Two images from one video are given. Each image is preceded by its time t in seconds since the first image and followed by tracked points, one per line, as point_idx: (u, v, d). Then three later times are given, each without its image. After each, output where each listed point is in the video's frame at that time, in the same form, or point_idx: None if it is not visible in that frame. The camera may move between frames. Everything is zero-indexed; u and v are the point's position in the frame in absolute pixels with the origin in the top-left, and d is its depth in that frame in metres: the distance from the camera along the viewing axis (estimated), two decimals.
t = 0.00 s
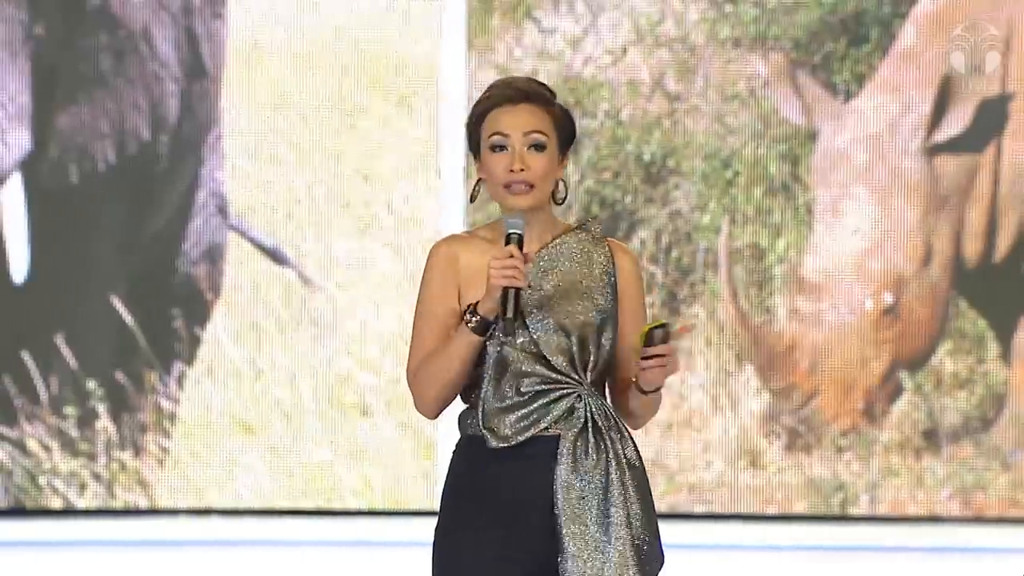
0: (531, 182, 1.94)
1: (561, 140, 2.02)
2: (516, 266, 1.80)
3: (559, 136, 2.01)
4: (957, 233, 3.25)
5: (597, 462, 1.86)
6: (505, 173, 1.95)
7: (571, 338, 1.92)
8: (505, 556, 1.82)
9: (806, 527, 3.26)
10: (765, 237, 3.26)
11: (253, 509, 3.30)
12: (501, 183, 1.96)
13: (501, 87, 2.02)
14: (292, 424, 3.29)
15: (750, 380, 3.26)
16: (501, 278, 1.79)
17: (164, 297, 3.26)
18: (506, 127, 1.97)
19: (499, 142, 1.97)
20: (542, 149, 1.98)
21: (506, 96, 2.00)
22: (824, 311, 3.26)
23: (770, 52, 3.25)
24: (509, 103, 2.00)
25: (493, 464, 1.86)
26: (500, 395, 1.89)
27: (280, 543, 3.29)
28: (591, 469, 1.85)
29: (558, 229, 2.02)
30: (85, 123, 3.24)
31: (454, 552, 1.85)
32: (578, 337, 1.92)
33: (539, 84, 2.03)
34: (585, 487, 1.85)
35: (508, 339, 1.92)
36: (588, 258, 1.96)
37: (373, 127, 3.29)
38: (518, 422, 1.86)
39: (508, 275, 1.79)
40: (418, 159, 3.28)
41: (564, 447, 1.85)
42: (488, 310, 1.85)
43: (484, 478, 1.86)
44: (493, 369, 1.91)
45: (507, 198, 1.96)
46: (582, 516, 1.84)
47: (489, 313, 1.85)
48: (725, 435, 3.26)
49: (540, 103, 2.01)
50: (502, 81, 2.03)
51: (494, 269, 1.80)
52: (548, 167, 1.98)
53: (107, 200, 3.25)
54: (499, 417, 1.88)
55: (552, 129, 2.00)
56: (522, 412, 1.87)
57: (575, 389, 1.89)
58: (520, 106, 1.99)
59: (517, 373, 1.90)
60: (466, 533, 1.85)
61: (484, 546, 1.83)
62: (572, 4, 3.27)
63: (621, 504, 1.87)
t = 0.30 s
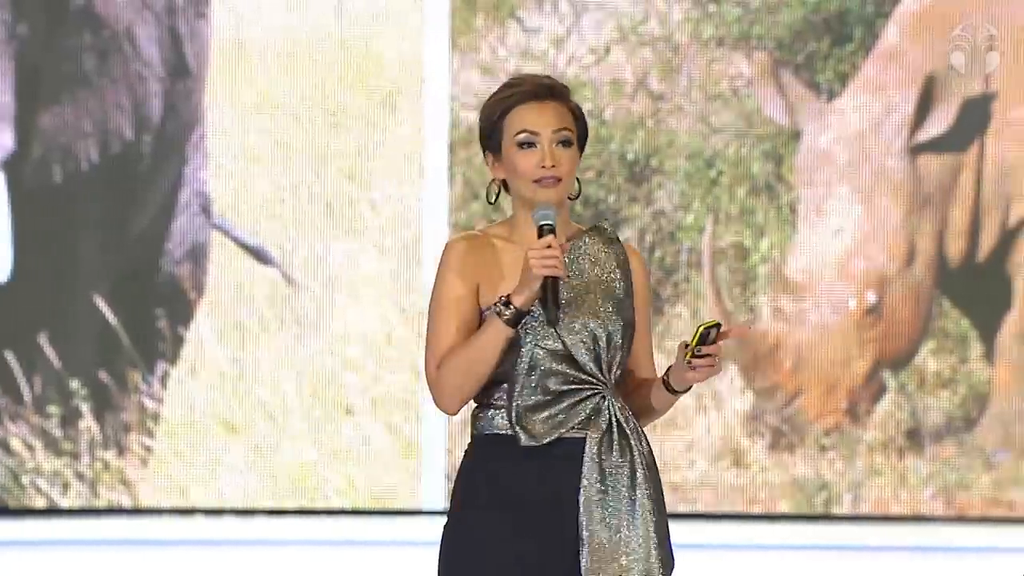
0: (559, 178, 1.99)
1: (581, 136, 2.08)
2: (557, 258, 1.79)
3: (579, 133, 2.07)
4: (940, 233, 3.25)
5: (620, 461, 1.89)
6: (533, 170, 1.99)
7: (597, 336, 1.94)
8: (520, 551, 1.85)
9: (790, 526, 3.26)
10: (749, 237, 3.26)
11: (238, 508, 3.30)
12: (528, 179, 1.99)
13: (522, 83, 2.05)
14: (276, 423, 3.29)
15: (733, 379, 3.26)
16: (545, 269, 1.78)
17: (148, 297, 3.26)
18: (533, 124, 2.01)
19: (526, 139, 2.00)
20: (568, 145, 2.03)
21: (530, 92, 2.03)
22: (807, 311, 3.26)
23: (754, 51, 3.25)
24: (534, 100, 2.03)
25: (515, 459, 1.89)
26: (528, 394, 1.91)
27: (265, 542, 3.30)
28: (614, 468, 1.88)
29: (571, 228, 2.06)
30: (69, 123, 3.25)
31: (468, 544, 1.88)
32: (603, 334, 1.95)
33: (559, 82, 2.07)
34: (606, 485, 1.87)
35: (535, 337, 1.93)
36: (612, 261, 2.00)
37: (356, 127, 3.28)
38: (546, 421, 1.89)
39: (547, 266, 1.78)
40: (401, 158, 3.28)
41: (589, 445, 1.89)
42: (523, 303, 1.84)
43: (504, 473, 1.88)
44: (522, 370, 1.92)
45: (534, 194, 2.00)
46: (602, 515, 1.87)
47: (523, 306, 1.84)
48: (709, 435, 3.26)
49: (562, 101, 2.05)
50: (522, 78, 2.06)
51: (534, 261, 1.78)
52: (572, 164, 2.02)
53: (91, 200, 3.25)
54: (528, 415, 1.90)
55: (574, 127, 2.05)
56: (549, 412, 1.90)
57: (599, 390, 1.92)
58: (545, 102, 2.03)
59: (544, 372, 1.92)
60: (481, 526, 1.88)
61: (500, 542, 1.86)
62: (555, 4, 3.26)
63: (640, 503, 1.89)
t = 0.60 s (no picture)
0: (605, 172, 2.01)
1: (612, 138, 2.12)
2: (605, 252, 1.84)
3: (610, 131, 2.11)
4: (905, 232, 3.25)
5: (650, 462, 1.90)
6: (580, 164, 2.00)
7: (634, 334, 1.95)
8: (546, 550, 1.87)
9: (755, 526, 3.26)
10: (713, 236, 3.27)
11: (202, 509, 3.29)
12: (574, 174, 2.00)
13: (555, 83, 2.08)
14: (240, 423, 3.28)
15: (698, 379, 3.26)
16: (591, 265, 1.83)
17: (113, 296, 3.25)
18: (574, 121, 2.03)
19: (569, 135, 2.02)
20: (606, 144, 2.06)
21: (567, 91, 2.06)
22: (771, 310, 3.26)
23: (717, 51, 3.26)
24: (571, 97, 2.06)
25: (546, 459, 1.90)
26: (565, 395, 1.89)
27: (228, 543, 3.28)
28: (645, 470, 1.89)
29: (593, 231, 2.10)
30: (33, 122, 3.23)
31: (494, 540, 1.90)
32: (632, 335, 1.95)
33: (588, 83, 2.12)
34: (634, 487, 1.88)
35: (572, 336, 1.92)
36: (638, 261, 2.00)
37: (321, 126, 3.27)
38: (584, 420, 1.87)
39: (594, 263, 1.83)
40: (365, 157, 3.28)
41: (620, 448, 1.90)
42: (568, 297, 1.87)
43: (535, 471, 1.90)
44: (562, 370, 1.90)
45: (580, 188, 2.01)
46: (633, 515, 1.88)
47: (568, 299, 1.87)
48: (673, 434, 3.27)
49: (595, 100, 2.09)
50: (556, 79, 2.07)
51: (585, 260, 1.83)
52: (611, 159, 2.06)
53: (55, 199, 3.24)
54: (569, 415, 1.87)
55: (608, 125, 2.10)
56: (586, 411, 1.87)
57: (628, 390, 1.93)
58: (582, 101, 2.07)
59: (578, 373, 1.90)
60: (506, 523, 1.90)
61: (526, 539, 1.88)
62: (520, 3, 3.26)
63: (669, 509, 1.89)
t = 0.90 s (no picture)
0: (613, 186, 2.05)
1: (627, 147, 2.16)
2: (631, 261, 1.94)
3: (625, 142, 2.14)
4: (868, 230, 3.25)
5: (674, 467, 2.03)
6: (588, 177, 2.05)
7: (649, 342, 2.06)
8: (582, 556, 1.97)
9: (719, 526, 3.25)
10: (677, 236, 3.27)
11: (166, 507, 3.28)
12: (581, 186, 2.05)
13: (575, 89, 2.12)
14: (204, 422, 3.28)
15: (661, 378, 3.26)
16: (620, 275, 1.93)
17: (75, 295, 3.24)
18: (588, 133, 2.07)
19: (582, 146, 2.07)
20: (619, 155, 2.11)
21: (585, 101, 2.10)
22: (734, 309, 3.27)
23: (681, 50, 3.26)
24: (588, 107, 2.10)
25: (580, 468, 1.99)
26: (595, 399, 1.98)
27: (191, 542, 3.28)
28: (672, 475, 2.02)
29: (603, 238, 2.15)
30: None
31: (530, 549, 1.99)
32: (649, 341, 2.06)
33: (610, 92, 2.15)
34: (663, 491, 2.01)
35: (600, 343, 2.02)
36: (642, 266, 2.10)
37: (284, 126, 3.28)
38: (614, 428, 1.97)
39: (621, 273, 1.93)
40: (329, 155, 3.28)
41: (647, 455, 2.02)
42: (597, 308, 1.94)
43: (568, 482, 1.98)
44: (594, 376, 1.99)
45: (591, 199, 2.06)
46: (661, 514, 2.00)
47: (598, 311, 1.94)
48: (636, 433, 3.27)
49: (613, 110, 2.12)
50: (571, 85, 2.12)
51: (612, 269, 1.93)
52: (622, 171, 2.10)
53: (17, 198, 3.23)
54: (601, 420, 1.97)
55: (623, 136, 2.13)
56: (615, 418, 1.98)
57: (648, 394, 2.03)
58: (599, 112, 2.11)
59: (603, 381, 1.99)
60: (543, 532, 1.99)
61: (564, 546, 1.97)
62: (483, 2, 3.26)
63: (694, 509, 2.03)
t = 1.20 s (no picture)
0: (621, 185, 2.07)
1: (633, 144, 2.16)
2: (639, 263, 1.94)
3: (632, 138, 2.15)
4: (836, 230, 3.26)
5: (666, 471, 2.07)
6: (596, 176, 2.06)
7: (650, 346, 2.08)
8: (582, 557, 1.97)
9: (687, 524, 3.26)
10: (645, 235, 3.27)
11: (134, 507, 3.28)
12: (588, 185, 2.06)
13: (583, 86, 2.11)
14: (172, 421, 3.28)
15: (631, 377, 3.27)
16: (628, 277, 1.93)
17: (43, 295, 3.24)
18: (596, 132, 2.07)
19: (592, 145, 2.07)
20: (627, 153, 2.11)
21: (594, 99, 2.09)
22: (703, 309, 3.27)
23: (651, 49, 3.25)
24: (596, 104, 2.09)
25: (581, 469, 1.99)
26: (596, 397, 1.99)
27: (159, 542, 3.28)
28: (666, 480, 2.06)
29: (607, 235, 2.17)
30: None
31: (529, 548, 1.98)
32: (649, 345, 2.07)
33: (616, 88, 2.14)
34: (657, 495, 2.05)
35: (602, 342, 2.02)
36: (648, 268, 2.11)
37: (253, 125, 3.27)
38: (613, 431, 1.99)
39: (629, 273, 1.93)
40: (298, 155, 3.28)
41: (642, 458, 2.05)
42: (605, 310, 1.94)
43: (566, 479, 1.98)
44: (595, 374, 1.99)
45: (599, 198, 2.07)
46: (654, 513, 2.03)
47: (605, 312, 1.94)
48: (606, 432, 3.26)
49: (620, 107, 2.13)
50: (579, 82, 2.11)
51: (620, 269, 1.93)
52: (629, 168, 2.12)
53: None
54: (601, 421, 1.98)
55: (630, 133, 2.14)
56: (614, 422, 2.00)
57: (644, 396, 2.07)
58: (606, 109, 2.10)
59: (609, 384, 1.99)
60: (543, 532, 1.97)
61: (564, 546, 1.97)
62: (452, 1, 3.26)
63: (686, 514, 2.07)
